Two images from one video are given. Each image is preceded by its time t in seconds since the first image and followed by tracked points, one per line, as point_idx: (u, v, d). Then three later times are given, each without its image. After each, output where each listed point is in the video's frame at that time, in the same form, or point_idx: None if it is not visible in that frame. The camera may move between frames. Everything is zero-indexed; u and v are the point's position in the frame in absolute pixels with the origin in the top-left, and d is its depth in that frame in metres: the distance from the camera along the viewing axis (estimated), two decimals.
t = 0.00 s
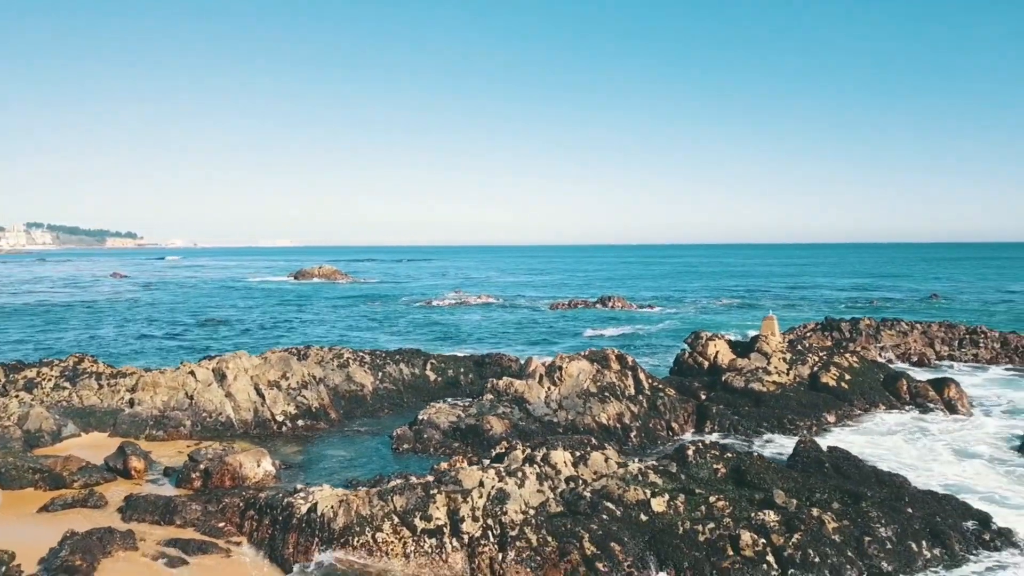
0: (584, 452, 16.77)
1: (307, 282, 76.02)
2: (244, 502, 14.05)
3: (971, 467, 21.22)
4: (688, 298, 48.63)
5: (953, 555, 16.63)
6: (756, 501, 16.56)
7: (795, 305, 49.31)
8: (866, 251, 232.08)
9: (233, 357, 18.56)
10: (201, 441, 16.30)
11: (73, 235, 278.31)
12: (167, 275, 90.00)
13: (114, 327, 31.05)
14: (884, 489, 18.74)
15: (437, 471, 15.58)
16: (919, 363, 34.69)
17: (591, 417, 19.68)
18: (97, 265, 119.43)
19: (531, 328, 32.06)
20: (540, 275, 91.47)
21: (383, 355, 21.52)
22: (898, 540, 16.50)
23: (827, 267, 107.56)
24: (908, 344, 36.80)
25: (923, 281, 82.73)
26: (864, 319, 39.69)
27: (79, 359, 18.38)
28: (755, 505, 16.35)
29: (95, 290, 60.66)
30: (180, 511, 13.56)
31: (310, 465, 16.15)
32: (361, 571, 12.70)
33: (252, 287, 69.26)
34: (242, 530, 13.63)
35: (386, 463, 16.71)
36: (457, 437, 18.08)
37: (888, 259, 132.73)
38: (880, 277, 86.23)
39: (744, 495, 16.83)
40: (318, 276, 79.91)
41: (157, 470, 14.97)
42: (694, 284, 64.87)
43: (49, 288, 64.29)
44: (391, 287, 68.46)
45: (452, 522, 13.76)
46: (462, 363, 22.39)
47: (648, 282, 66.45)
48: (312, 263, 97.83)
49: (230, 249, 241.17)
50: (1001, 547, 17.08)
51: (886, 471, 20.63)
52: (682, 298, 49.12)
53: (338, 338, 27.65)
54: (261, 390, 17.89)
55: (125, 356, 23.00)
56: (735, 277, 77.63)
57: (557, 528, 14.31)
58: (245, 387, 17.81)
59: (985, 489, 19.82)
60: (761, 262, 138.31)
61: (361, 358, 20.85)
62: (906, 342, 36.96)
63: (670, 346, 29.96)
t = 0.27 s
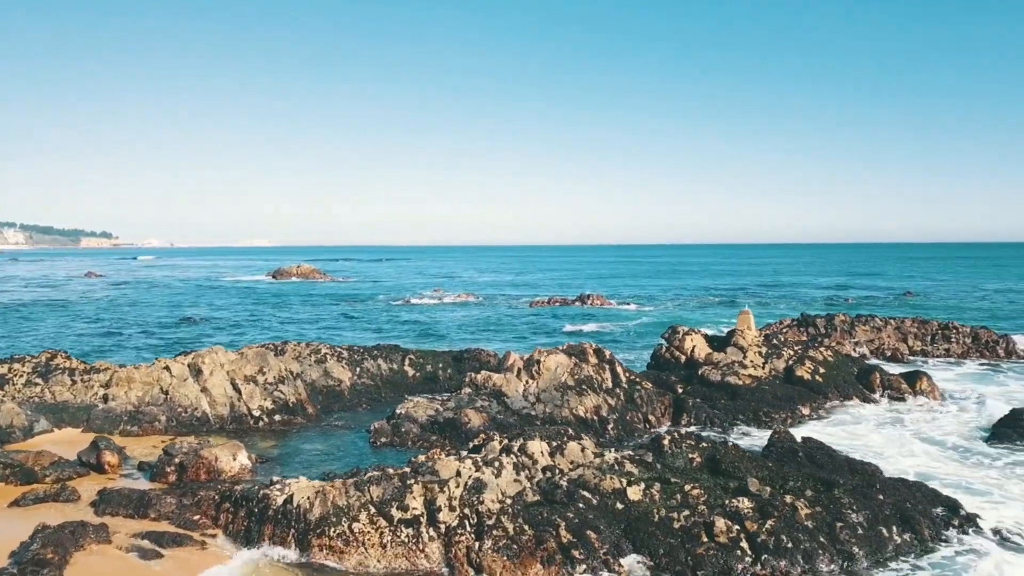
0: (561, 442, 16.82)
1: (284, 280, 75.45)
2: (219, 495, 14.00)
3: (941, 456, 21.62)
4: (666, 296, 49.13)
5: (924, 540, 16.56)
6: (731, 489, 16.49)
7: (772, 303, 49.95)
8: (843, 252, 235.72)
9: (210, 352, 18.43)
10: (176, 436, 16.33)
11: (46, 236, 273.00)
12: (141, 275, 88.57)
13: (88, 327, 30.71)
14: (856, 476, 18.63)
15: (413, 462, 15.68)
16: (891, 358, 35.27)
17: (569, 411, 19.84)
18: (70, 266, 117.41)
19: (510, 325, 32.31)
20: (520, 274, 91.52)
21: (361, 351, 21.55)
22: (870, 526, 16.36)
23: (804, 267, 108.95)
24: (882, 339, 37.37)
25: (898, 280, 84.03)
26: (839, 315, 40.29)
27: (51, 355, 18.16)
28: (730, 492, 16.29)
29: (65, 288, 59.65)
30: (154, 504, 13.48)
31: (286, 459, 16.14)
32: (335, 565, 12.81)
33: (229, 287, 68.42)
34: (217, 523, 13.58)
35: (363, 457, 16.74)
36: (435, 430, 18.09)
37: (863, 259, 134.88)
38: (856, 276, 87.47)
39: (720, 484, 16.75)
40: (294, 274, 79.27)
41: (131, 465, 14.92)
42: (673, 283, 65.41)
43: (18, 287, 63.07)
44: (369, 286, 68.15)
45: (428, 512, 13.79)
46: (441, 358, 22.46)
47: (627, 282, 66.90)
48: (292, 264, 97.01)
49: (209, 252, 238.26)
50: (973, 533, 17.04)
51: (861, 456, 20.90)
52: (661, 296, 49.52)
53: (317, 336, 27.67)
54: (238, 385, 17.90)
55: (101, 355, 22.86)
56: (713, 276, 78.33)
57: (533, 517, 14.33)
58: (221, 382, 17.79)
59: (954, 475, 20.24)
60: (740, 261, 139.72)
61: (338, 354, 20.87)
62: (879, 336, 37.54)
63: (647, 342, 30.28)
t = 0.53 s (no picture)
0: (539, 433, 16.79)
1: (262, 280, 74.93)
2: (194, 488, 13.93)
3: (913, 445, 21.93)
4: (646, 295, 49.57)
5: (895, 526, 16.35)
6: (707, 478, 16.25)
7: (750, 300, 50.53)
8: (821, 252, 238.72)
9: (186, 347, 18.48)
10: (152, 431, 16.34)
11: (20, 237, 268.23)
12: (117, 275, 87.34)
13: (62, 326, 30.42)
14: (829, 464, 18.39)
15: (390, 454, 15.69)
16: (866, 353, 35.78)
17: (548, 403, 19.93)
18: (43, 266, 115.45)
19: (489, 322, 32.53)
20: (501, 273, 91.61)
21: (339, 346, 21.58)
22: (844, 513, 16.00)
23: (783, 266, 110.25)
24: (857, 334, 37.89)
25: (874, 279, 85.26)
26: (815, 311, 40.80)
27: (25, 351, 18.14)
28: (706, 481, 16.07)
29: (37, 287, 58.73)
30: (128, 498, 13.41)
31: (264, 453, 16.14)
32: (312, 557, 12.64)
33: (205, 286, 67.52)
34: (193, 516, 13.51)
35: (341, 450, 16.75)
36: (413, 423, 18.08)
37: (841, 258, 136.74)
38: (833, 275, 88.54)
39: (696, 473, 16.52)
40: (272, 273, 78.73)
41: (105, 460, 14.86)
42: (653, 282, 65.94)
43: None
44: (349, 285, 67.92)
45: (406, 502, 13.69)
46: (420, 353, 22.52)
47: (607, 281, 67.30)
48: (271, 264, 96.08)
49: (187, 253, 235.23)
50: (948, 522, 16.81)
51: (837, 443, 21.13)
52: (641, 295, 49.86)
53: (296, 334, 27.70)
54: (214, 379, 17.94)
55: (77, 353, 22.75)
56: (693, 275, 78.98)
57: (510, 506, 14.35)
58: (198, 377, 17.85)
59: (927, 463, 20.55)
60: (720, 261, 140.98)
61: (317, 349, 20.92)
62: (854, 332, 38.07)
63: (626, 339, 30.58)
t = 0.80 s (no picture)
0: (518, 424, 16.62)
1: (243, 279, 74.48)
2: (172, 481, 13.83)
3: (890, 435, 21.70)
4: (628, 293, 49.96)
5: (871, 514, 16.03)
6: (684, 468, 15.96)
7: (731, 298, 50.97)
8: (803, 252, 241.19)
9: (164, 342, 18.52)
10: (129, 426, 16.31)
11: None
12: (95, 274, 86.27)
13: (40, 325, 30.18)
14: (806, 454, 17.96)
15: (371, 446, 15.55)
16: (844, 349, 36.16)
17: (528, 397, 19.91)
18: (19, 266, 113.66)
19: (471, 319, 32.70)
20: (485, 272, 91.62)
21: (319, 342, 21.63)
22: (819, 500, 15.64)
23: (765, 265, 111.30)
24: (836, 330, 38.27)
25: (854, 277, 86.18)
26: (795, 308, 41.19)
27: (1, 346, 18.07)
28: (683, 470, 15.78)
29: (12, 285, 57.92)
30: (104, 492, 13.35)
31: (242, 447, 16.13)
32: (290, 548, 12.49)
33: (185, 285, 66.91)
34: (170, 509, 13.42)
35: (321, 444, 16.75)
36: (394, 417, 18.10)
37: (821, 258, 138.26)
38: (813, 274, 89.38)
39: (673, 463, 16.26)
40: (253, 272, 78.22)
41: (81, 455, 14.80)
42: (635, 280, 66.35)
43: None
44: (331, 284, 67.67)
45: (385, 493, 13.65)
46: (401, 349, 22.55)
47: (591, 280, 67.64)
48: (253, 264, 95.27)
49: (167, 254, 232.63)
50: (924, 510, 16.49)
51: (814, 432, 21.35)
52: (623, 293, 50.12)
53: (277, 331, 27.72)
54: (193, 374, 17.99)
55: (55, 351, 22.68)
56: (675, 274, 79.48)
57: (489, 496, 14.25)
58: (176, 372, 17.85)
59: (904, 448, 20.74)
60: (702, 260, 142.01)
61: (296, 345, 20.96)
62: (833, 327, 38.45)
63: (607, 335, 30.81)
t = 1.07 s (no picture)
0: (500, 417, 16.47)
1: (225, 278, 74.01)
2: (150, 475, 13.73)
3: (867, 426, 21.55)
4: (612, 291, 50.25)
5: (848, 502, 15.77)
6: (664, 458, 15.75)
7: (714, 296, 51.36)
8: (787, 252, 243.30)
9: (144, 338, 18.47)
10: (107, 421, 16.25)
11: None
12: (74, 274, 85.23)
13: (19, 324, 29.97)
14: (784, 445, 17.83)
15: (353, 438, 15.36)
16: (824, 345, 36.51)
17: (510, 390, 19.81)
18: None
19: (455, 317, 32.82)
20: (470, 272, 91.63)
21: (301, 338, 21.67)
22: (797, 489, 15.39)
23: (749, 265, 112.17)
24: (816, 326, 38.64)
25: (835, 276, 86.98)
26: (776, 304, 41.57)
27: None
28: (663, 460, 15.60)
29: None
30: (82, 486, 13.28)
31: (222, 441, 16.11)
32: (269, 540, 12.32)
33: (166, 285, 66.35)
34: (148, 503, 13.31)
35: (301, 438, 16.75)
36: (376, 412, 18.13)
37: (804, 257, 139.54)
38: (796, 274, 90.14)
39: (653, 454, 16.06)
40: (235, 272, 77.73)
41: (59, 450, 14.73)
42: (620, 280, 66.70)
43: None
44: (315, 284, 67.41)
45: (365, 484, 13.52)
46: (383, 345, 22.59)
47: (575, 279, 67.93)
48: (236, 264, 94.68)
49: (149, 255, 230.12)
50: (901, 501, 16.25)
51: (794, 421, 21.55)
52: (607, 292, 50.34)
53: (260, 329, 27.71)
54: (173, 370, 17.94)
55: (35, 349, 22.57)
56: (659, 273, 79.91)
57: (470, 487, 14.01)
58: (155, 367, 17.83)
59: (884, 433, 20.91)
60: (687, 259, 142.87)
61: (278, 341, 21.01)
62: (814, 324, 38.81)
63: (589, 332, 31.02)
